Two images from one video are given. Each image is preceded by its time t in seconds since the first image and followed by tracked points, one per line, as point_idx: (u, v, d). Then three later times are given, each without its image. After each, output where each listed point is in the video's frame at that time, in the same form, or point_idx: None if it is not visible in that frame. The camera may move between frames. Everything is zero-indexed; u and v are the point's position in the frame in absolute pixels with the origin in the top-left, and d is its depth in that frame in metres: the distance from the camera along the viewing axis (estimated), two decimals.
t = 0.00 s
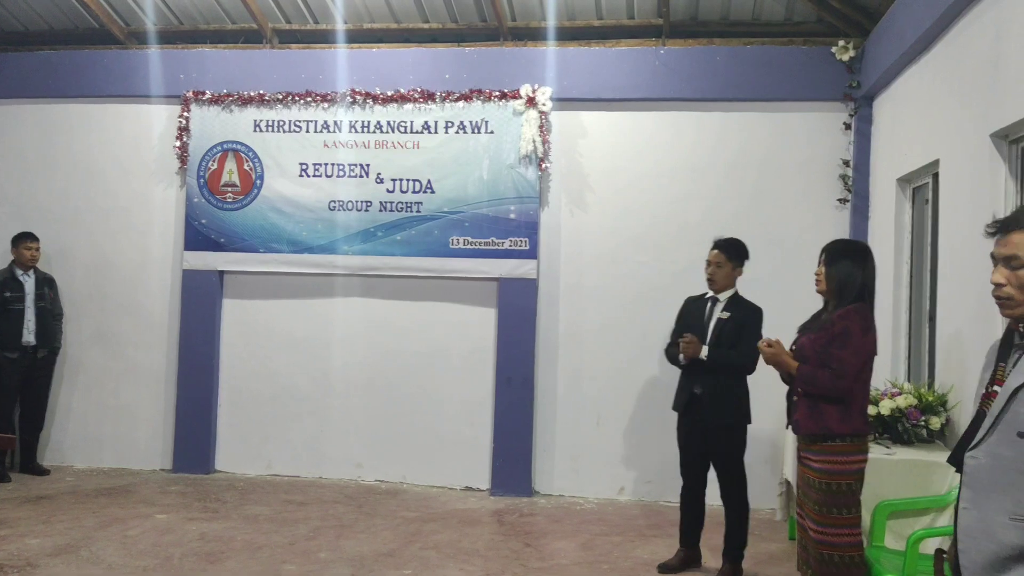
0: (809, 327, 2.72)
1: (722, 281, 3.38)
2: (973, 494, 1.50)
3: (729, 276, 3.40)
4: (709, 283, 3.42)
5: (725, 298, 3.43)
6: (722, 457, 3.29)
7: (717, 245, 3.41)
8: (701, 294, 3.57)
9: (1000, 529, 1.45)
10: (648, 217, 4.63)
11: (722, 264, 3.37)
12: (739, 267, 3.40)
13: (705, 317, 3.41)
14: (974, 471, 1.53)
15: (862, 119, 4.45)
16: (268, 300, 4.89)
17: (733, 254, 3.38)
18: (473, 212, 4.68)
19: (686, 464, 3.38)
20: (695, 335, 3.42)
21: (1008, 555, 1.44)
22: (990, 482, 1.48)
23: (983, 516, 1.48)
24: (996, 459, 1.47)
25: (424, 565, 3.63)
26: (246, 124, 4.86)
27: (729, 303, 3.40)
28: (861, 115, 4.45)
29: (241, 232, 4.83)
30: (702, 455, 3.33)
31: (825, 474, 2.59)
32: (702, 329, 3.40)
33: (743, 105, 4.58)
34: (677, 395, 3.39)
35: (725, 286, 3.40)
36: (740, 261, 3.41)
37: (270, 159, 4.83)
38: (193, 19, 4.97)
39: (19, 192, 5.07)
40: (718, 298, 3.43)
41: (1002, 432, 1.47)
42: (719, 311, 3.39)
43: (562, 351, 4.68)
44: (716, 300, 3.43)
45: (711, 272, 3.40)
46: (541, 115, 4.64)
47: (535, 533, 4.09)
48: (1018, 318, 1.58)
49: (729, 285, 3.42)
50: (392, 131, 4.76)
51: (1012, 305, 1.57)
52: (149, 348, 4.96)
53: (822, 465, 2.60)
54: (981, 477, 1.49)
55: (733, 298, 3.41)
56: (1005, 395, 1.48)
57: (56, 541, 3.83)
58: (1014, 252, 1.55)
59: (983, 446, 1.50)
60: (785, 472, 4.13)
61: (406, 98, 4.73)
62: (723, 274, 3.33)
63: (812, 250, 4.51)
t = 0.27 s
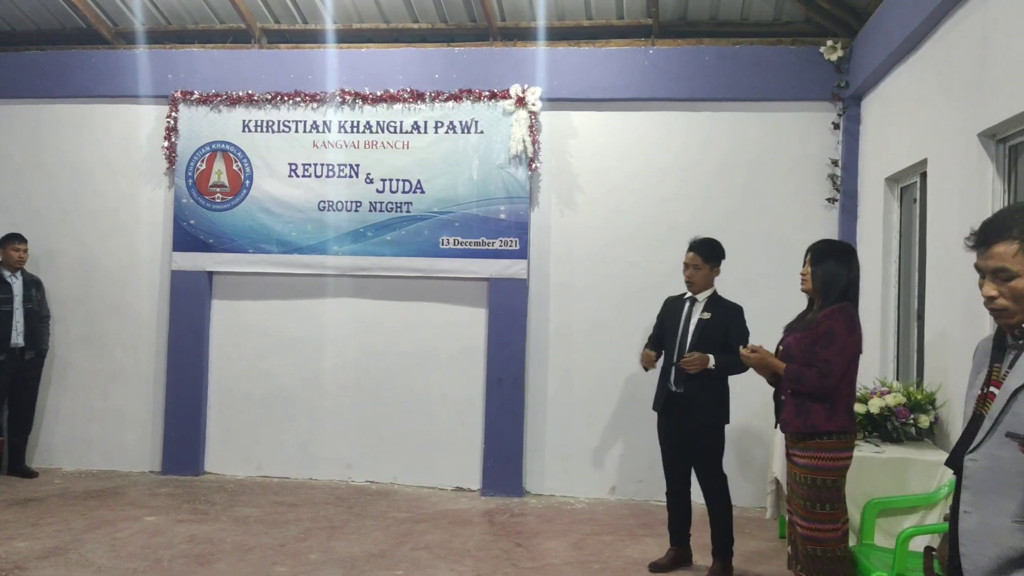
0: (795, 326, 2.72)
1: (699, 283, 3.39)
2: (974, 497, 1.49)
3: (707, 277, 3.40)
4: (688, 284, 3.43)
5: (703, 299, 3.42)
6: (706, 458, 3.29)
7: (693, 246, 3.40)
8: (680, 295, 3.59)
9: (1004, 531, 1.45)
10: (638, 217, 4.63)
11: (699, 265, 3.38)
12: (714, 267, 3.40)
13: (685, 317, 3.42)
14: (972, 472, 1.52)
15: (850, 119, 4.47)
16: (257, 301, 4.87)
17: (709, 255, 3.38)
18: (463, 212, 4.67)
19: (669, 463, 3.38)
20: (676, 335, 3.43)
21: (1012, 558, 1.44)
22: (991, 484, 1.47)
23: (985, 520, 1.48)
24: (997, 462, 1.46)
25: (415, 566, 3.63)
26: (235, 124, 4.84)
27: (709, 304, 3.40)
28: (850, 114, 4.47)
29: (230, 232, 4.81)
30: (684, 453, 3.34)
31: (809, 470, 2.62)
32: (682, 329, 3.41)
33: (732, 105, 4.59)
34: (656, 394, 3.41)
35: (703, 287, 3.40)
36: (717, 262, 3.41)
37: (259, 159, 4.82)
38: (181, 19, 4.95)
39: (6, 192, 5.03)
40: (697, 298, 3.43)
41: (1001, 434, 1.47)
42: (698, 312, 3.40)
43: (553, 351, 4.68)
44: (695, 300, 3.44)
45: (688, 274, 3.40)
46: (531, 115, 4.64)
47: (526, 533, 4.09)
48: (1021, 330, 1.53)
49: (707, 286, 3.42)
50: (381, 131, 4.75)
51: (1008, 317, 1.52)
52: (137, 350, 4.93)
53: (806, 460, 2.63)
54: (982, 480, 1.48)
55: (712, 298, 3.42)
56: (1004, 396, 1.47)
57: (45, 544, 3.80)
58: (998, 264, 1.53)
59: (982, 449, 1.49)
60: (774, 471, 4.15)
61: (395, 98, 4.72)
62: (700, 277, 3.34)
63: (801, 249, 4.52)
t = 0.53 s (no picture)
0: (783, 327, 2.73)
1: (677, 282, 3.39)
2: (962, 499, 1.49)
3: (685, 277, 3.41)
4: (666, 284, 3.43)
5: (681, 300, 3.44)
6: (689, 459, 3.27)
7: (672, 246, 3.41)
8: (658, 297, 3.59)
9: (994, 532, 1.44)
10: (626, 216, 4.63)
11: (678, 266, 3.38)
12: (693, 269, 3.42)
13: (665, 318, 3.43)
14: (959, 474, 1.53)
15: (836, 119, 4.48)
16: (243, 301, 4.85)
17: (687, 255, 3.39)
18: (451, 212, 4.66)
19: (652, 463, 3.38)
20: (656, 335, 3.42)
21: (1002, 559, 1.43)
22: (979, 485, 1.47)
23: (973, 521, 1.47)
24: (984, 462, 1.47)
25: (403, 568, 3.61)
26: (220, 124, 4.80)
27: (687, 304, 3.42)
28: (836, 114, 4.48)
29: (215, 233, 4.78)
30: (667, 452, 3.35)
31: (794, 466, 2.63)
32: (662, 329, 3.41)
33: (719, 105, 4.60)
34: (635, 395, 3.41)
35: (681, 287, 3.41)
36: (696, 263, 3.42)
37: (245, 159, 4.79)
38: (165, 18, 4.91)
39: None
40: (675, 298, 3.45)
41: (988, 436, 1.47)
42: (678, 313, 3.41)
43: (540, 351, 4.67)
44: (673, 301, 3.45)
45: (666, 274, 3.40)
46: (518, 115, 4.63)
47: (515, 534, 4.08)
48: (1012, 331, 1.52)
49: (684, 287, 3.43)
50: (368, 131, 4.73)
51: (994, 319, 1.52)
52: (122, 351, 4.90)
53: (793, 457, 2.64)
54: (970, 481, 1.48)
55: (690, 299, 3.43)
56: (989, 398, 1.48)
57: (29, 548, 3.76)
58: (977, 268, 1.52)
59: (969, 451, 1.50)
60: (761, 470, 4.15)
61: (382, 98, 4.70)
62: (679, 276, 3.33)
63: (788, 249, 4.53)
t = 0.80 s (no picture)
0: (771, 327, 2.76)
1: (659, 280, 3.42)
2: (941, 496, 1.51)
3: (667, 275, 3.44)
4: (648, 283, 3.45)
5: (665, 297, 3.46)
6: (676, 457, 3.29)
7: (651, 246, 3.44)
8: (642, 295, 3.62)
9: (971, 529, 1.46)
10: (614, 217, 4.65)
11: (659, 264, 3.40)
12: (674, 266, 3.44)
13: (649, 317, 3.45)
14: (939, 471, 1.54)
15: (822, 120, 4.51)
16: (231, 303, 4.84)
17: (667, 253, 3.41)
18: (440, 213, 4.67)
19: (640, 462, 3.40)
20: (642, 335, 3.44)
21: (979, 555, 1.45)
22: (956, 482, 1.49)
23: (952, 517, 1.49)
24: (960, 459, 1.48)
25: (393, 568, 3.61)
26: (208, 125, 4.80)
27: (670, 302, 3.44)
28: (822, 115, 4.52)
29: (204, 234, 4.77)
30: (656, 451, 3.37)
31: (784, 465, 2.65)
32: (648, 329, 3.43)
33: (705, 106, 4.62)
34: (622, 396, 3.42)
35: (663, 286, 3.44)
36: (676, 260, 3.45)
37: (234, 160, 4.78)
38: (153, 19, 4.90)
39: None
40: (658, 297, 3.47)
41: (965, 434, 1.48)
42: (662, 310, 3.43)
43: (530, 351, 4.68)
44: (657, 300, 3.47)
45: (647, 273, 3.43)
46: (506, 116, 4.64)
47: (504, 534, 4.09)
48: (992, 328, 1.53)
49: (666, 284, 3.46)
50: (357, 132, 4.73)
51: (971, 318, 1.53)
52: (110, 353, 4.88)
53: (782, 456, 2.65)
54: (948, 478, 1.50)
55: (673, 296, 3.46)
56: (966, 395, 1.50)
57: (17, 551, 3.75)
58: (952, 268, 1.53)
59: (947, 448, 1.51)
60: (749, 469, 4.18)
61: (370, 99, 4.70)
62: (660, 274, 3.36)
63: (775, 249, 4.56)
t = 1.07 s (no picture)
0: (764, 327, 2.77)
1: (646, 279, 3.42)
2: (921, 494, 1.52)
3: (655, 274, 3.44)
4: (636, 283, 3.46)
5: (656, 296, 3.48)
6: (669, 459, 3.30)
7: (638, 247, 3.44)
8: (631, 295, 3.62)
9: (949, 526, 1.46)
10: (606, 218, 4.65)
11: (644, 263, 3.41)
12: (661, 263, 3.44)
13: (641, 318, 3.45)
14: (920, 470, 1.55)
15: (814, 121, 4.52)
16: (223, 304, 4.83)
17: (653, 252, 3.41)
18: (432, 214, 4.67)
19: (632, 463, 3.40)
20: (634, 336, 3.44)
21: (956, 553, 1.45)
22: (934, 480, 1.50)
23: (931, 515, 1.50)
24: (937, 457, 1.49)
25: (385, 570, 3.61)
26: (200, 126, 4.79)
27: (662, 301, 3.46)
28: (813, 116, 4.52)
29: (195, 235, 4.76)
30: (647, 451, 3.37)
31: (776, 466, 2.65)
32: (639, 330, 3.44)
33: (697, 107, 4.63)
34: (617, 401, 3.41)
35: (651, 284, 3.44)
36: (664, 259, 3.46)
37: (225, 161, 4.77)
38: (145, 20, 4.89)
39: None
40: (648, 297, 3.48)
41: (943, 432, 1.49)
42: (653, 309, 3.45)
43: (522, 352, 4.69)
44: (647, 300, 3.48)
45: (635, 274, 3.43)
46: (498, 117, 4.64)
47: (496, 535, 4.09)
48: (970, 328, 1.54)
49: (655, 283, 3.46)
50: (349, 133, 4.72)
51: (950, 318, 1.55)
52: (101, 355, 4.87)
53: (774, 458, 2.66)
54: (927, 476, 1.51)
55: (664, 296, 3.48)
56: (944, 394, 1.51)
57: (7, 553, 3.74)
58: (928, 269, 1.55)
59: (927, 446, 1.52)
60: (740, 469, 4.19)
61: (363, 100, 4.70)
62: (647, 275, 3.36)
63: (767, 250, 4.57)
